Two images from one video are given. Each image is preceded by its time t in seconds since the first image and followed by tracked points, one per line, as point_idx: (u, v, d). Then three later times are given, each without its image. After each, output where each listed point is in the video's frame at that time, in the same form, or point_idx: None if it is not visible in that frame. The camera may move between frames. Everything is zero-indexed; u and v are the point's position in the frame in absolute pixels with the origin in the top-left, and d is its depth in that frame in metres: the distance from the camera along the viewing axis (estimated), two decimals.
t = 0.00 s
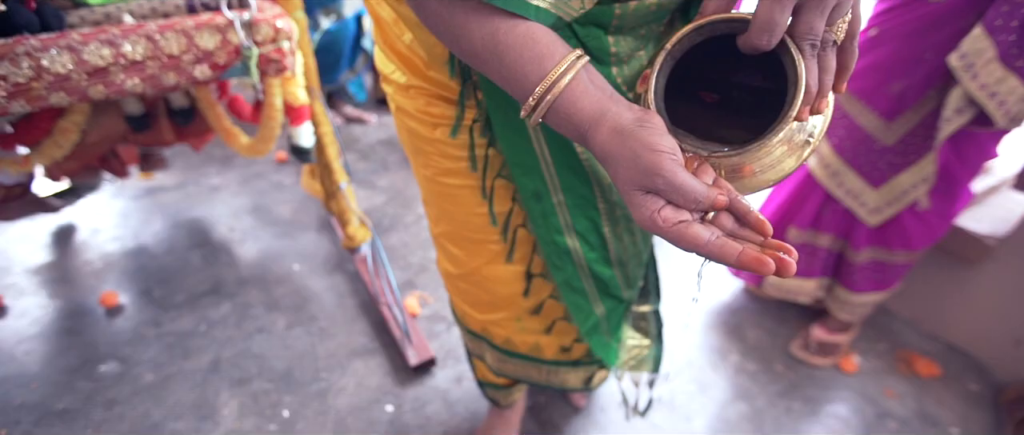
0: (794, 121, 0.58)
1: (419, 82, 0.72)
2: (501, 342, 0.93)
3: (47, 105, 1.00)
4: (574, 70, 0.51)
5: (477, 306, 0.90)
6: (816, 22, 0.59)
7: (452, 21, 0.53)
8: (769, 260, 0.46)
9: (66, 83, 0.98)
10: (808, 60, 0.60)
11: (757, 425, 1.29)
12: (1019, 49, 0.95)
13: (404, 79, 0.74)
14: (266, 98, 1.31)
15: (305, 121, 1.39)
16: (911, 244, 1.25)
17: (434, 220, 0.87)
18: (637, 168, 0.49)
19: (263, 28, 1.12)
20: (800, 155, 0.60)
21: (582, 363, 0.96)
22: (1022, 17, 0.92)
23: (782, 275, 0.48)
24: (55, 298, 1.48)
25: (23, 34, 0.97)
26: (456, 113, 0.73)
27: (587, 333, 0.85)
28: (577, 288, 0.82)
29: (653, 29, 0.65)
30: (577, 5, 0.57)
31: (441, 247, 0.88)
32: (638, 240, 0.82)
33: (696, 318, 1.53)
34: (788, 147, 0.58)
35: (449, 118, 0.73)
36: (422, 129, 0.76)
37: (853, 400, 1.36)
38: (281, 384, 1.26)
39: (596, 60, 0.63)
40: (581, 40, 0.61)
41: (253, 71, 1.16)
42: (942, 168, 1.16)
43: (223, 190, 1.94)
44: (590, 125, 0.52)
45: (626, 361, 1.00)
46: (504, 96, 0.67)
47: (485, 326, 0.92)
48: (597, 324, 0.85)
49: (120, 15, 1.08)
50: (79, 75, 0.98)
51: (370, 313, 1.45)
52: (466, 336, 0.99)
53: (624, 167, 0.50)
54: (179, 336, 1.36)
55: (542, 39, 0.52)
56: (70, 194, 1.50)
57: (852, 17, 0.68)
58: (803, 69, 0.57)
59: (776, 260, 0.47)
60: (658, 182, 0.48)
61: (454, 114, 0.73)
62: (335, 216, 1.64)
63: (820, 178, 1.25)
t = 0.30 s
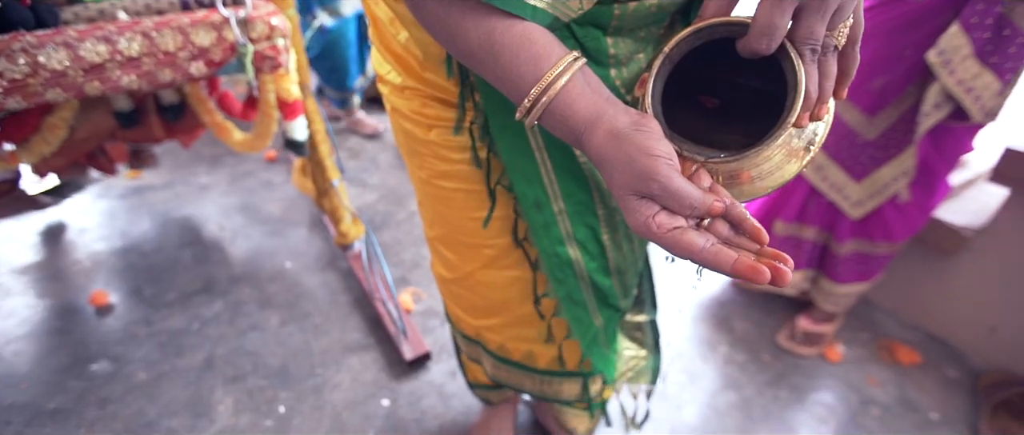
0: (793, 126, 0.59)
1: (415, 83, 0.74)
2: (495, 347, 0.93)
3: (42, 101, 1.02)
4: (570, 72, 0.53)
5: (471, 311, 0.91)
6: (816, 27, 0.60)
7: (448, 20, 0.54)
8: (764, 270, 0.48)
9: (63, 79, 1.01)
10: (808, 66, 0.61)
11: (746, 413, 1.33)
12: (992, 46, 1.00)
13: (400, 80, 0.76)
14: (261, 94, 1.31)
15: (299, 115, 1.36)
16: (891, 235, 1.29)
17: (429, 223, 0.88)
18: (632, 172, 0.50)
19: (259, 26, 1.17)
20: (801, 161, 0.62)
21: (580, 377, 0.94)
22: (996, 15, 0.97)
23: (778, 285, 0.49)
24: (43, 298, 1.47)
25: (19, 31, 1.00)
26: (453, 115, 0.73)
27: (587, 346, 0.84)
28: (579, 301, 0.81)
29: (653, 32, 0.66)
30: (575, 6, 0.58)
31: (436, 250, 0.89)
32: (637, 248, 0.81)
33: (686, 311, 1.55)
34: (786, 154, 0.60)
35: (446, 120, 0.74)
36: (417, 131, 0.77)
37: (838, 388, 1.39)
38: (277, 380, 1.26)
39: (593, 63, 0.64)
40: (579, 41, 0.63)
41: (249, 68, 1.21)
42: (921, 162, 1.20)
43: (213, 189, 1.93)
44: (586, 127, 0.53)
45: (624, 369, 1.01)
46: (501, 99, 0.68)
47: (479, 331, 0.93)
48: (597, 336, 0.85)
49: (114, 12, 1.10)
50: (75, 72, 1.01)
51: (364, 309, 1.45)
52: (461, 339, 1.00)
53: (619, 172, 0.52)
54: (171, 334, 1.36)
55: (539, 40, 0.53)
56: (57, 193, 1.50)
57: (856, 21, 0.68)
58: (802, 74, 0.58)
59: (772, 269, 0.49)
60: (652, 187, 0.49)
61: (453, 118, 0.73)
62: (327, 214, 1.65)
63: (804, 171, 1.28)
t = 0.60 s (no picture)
0: (790, 135, 0.58)
1: (410, 87, 0.73)
2: (484, 352, 0.93)
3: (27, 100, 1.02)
4: (568, 75, 0.51)
5: (459, 316, 0.92)
6: (815, 36, 0.58)
7: (444, 20, 0.54)
8: (760, 280, 0.48)
9: (49, 77, 1.01)
10: (807, 75, 0.59)
11: (732, 402, 1.36)
12: (959, 45, 1.05)
13: (396, 83, 0.75)
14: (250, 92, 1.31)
15: (290, 113, 1.34)
16: (867, 228, 1.34)
17: (420, 228, 0.88)
18: (629, 178, 0.49)
19: (247, 25, 1.17)
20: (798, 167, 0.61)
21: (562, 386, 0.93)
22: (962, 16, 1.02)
23: (770, 294, 0.50)
24: (24, 302, 1.44)
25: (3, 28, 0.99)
26: (443, 120, 0.73)
27: (568, 349, 0.84)
28: (557, 302, 0.81)
29: (649, 41, 0.67)
30: (573, 8, 0.59)
31: (425, 255, 0.90)
32: (622, 258, 0.80)
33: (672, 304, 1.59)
34: (781, 162, 0.58)
35: (438, 125, 0.74)
36: (412, 136, 0.77)
37: (819, 376, 1.44)
38: (267, 379, 1.26)
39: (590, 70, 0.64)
40: (576, 47, 0.62)
41: (237, 66, 1.20)
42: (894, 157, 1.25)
43: (196, 190, 1.90)
44: (582, 131, 0.52)
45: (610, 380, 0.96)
46: (494, 101, 0.67)
47: (468, 336, 0.93)
48: (577, 340, 0.84)
49: (99, 9, 1.10)
50: (61, 69, 1.00)
51: (354, 307, 1.45)
52: (453, 345, 1.00)
53: (616, 176, 0.50)
54: (158, 336, 1.34)
55: (537, 43, 0.52)
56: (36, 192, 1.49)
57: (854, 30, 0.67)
58: (801, 83, 0.57)
59: (767, 278, 0.49)
60: (649, 193, 0.48)
61: (438, 122, 0.73)
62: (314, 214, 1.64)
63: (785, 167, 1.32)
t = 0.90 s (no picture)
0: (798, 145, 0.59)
1: (421, 91, 0.75)
2: (486, 355, 0.93)
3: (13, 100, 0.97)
4: (575, 78, 0.53)
5: (463, 320, 0.91)
6: (827, 44, 0.58)
7: (452, 20, 0.55)
8: (767, 288, 0.48)
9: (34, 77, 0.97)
10: (817, 83, 0.60)
11: (717, 389, 1.40)
12: (925, 43, 1.11)
13: (406, 86, 0.77)
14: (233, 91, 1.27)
15: (277, 112, 1.34)
16: (843, 219, 1.39)
17: (426, 231, 0.89)
18: (635, 183, 0.50)
19: (233, 24, 1.12)
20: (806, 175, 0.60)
21: (564, 394, 0.93)
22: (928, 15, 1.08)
23: (778, 304, 0.50)
24: (6, 306, 1.42)
25: None
26: (450, 123, 0.74)
27: (570, 358, 0.86)
28: (561, 311, 0.82)
29: (663, 47, 0.67)
30: (583, 12, 0.58)
31: (430, 258, 0.90)
32: (628, 267, 0.82)
33: (657, 296, 1.63)
34: (791, 171, 0.59)
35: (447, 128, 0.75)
36: (422, 140, 0.78)
37: (799, 362, 1.49)
38: (261, 377, 1.26)
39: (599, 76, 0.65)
40: (588, 51, 0.64)
41: (225, 66, 1.16)
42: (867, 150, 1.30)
43: (181, 192, 1.89)
44: (588, 134, 0.53)
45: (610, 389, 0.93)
46: (501, 105, 0.69)
47: (471, 340, 0.93)
48: (580, 349, 0.86)
49: (84, 8, 1.05)
50: (47, 68, 0.97)
51: (346, 305, 1.46)
52: (454, 349, 1.00)
53: (621, 182, 0.51)
54: (147, 337, 1.33)
55: (543, 46, 0.54)
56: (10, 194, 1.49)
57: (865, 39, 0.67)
58: (809, 91, 0.58)
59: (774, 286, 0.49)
60: (655, 200, 0.49)
61: (445, 125, 0.75)
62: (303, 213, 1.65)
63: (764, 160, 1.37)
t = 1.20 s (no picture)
0: (816, 154, 0.57)
1: (447, 98, 0.76)
2: (504, 363, 0.95)
3: (12, 101, 0.96)
4: (591, 84, 0.53)
5: (481, 328, 0.93)
6: (845, 53, 0.57)
7: (471, 24, 0.56)
8: (779, 298, 0.47)
9: (35, 78, 0.96)
10: (834, 92, 0.58)
11: (712, 378, 1.44)
12: (905, 39, 1.15)
13: (431, 92, 0.78)
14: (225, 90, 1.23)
15: (271, 115, 1.26)
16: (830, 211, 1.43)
17: (447, 238, 0.90)
18: (647, 190, 0.49)
19: (231, 26, 1.11)
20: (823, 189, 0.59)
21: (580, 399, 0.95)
22: (907, 12, 1.11)
23: (791, 314, 0.49)
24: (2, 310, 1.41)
25: None
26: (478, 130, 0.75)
27: (589, 366, 0.87)
28: (582, 319, 0.83)
29: (689, 53, 0.68)
30: (607, 19, 0.58)
31: (452, 265, 0.92)
32: (649, 276, 0.85)
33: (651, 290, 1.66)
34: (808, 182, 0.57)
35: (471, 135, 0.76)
36: (446, 146, 0.79)
37: (790, 351, 1.53)
38: (262, 375, 1.27)
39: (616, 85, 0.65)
40: (614, 57, 0.65)
41: (223, 68, 1.15)
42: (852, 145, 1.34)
43: (175, 194, 1.89)
44: (603, 141, 0.53)
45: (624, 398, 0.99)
46: (525, 113, 0.69)
47: (488, 347, 0.95)
48: (599, 358, 0.87)
49: (82, 11, 1.05)
50: (48, 71, 0.96)
51: (344, 303, 1.47)
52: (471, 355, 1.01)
53: (633, 188, 0.51)
54: (147, 338, 1.34)
55: (562, 51, 0.54)
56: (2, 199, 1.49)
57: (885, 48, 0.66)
58: (828, 99, 0.56)
59: (786, 296, 0.48)
60: (666, 206, 0.48)
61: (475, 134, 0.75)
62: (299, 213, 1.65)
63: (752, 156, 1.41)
